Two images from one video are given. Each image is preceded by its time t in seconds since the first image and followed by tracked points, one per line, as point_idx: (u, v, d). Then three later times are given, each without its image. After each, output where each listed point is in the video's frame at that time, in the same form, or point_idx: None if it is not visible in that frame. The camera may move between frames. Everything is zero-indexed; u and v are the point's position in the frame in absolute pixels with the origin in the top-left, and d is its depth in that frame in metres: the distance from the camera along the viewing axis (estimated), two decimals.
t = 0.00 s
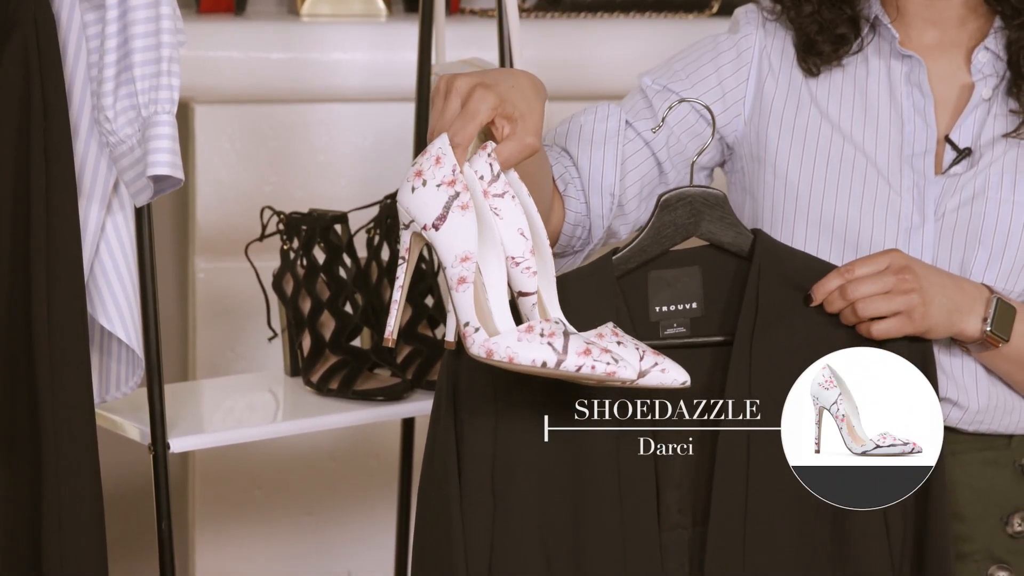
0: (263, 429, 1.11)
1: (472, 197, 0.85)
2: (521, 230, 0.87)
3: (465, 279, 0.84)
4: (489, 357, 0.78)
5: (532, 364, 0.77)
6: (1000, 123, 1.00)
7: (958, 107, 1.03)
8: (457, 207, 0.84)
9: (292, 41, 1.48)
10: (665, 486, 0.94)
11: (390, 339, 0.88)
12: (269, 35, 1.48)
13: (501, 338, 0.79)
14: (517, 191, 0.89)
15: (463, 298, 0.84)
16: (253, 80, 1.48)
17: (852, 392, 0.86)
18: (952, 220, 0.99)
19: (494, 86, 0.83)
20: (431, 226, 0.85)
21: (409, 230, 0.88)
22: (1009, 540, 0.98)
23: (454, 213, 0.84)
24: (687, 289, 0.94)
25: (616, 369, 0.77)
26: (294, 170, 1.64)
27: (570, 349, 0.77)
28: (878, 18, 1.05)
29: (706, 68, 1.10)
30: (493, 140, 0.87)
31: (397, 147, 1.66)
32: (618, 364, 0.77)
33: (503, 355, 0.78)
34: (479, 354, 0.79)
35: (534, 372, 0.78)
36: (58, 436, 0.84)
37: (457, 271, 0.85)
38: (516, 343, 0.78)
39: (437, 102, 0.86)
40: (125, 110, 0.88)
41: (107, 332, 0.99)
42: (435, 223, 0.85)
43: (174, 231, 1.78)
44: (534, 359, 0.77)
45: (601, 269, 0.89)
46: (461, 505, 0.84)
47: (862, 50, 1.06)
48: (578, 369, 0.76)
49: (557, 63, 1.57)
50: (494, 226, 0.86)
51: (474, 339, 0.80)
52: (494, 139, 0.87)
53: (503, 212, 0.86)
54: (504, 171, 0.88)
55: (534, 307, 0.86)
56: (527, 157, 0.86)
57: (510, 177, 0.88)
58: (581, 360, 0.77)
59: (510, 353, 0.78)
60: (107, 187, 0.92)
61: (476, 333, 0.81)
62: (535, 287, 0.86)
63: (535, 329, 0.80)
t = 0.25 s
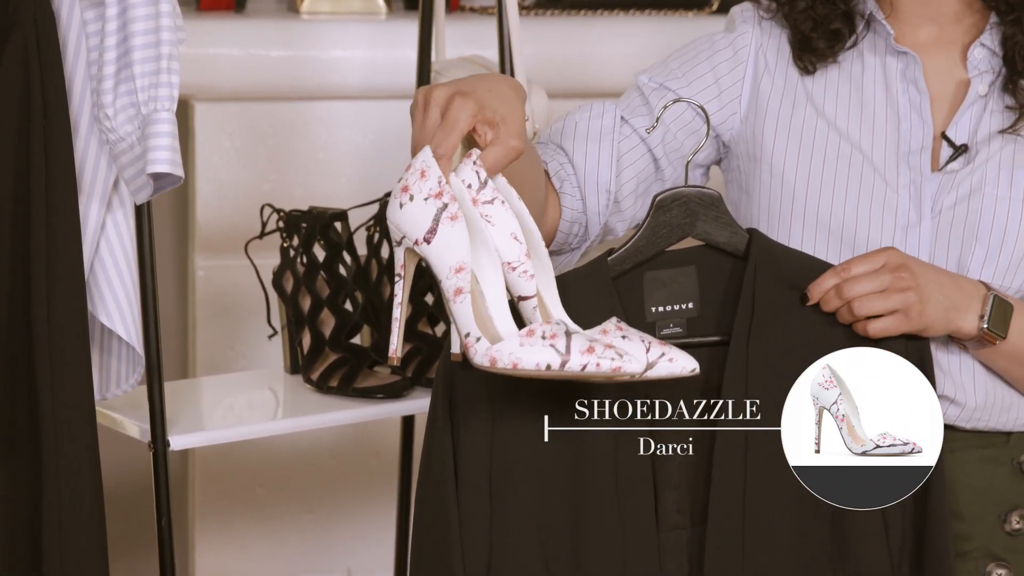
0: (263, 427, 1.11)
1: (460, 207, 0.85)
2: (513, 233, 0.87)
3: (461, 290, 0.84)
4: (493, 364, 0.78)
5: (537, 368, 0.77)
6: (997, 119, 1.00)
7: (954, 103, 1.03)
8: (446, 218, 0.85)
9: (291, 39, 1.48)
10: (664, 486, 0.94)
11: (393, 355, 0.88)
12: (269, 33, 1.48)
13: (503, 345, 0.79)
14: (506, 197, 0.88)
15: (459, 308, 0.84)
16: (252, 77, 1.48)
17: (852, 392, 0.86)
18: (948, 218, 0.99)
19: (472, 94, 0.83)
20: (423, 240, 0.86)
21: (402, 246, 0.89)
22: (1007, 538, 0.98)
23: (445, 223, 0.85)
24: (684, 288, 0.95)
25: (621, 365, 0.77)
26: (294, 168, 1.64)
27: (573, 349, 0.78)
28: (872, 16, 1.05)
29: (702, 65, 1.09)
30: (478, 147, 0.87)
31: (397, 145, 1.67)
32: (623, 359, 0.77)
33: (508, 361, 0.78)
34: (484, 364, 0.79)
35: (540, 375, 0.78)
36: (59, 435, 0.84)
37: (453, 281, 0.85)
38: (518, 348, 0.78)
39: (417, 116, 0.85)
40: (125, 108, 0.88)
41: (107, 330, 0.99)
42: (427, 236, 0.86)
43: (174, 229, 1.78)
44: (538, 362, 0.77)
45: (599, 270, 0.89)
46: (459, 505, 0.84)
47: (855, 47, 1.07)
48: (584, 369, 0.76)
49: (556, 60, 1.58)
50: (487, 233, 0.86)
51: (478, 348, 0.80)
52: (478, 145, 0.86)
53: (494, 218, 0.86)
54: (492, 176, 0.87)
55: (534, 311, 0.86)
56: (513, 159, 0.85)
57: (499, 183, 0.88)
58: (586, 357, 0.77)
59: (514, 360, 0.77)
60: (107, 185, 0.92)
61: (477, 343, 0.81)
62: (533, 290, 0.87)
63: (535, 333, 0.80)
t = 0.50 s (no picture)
0: (263, 425, 1.11)
1: (461, 187, 0.86)
2: (515, 219, 0.87)
3: (461, 267, 0.85)
4: (493, 340, 0.78)
5: (537, 342, 0.77)
6: (994, 117, 1.00)
7: (950, 102, 1.03)
8: (446, 197, 0.85)
9: (291, 37, 1.48)
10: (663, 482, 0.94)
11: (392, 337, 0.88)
12: (268, 31, 1.48)
13: (503, 321, 0.79)
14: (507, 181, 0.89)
15: (460, 286, 0.84)
16: (252, 75, 1.48)
17: (851, 392, 0.86)
18: (944, 216, 0.99)
19: (472, 79, 0.84)
20: (423, 219, 0.86)
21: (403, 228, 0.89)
22: (1004, 536, 0.98)
23: (446, 200, 0.85)
24: (684, 281, 0.95)
25: (622, 339, 0.77)
26: (294, 166, 1.64)
27: (574, 324, 0.78)
28: (867, 14, 1.05)
29: (697, 67, 1.10)
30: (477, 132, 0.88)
31: (397, 143, 1.66)
32: (624, 334, 0.77)
33: (508, 336, 0.77)
34: (483, 340, 0.79)
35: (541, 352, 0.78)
36: (58, 433, 0.84)
37: (452, 260, 0.85)
38: (518, 323, 0.78)
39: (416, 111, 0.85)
40: (124, 106, 0.88)
41: (107, 329, 0.99)
42: (427, 215, 0.86)
43: (174, 227, 1.78)
44: (539, 338, 0.77)
45: (601, 261, 0.89)
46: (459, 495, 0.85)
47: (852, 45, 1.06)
48: (584, 344, 0.76)
49: (556, 58, 1.57)
50: (487, 216, 0.86)
51: (477, 325, 0.80)
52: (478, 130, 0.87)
53: (494, 201, 0.87)
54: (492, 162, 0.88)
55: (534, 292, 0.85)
56: (513, 145, 0.87)
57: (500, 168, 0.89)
58: (586, 333, 0.77)
59: (515, 336, 0.77)
60: (107, 182, 0.92)
61: (477, 318, 0.80)
62: (534, 272, 0.86)
63: (536, 307, 0.80)
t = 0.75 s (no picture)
0: (263, 423, 1.11)
1: (453, 193, 0.86)
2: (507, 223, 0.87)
3: (454, 273, 0.85)
4: (486, 345, 0.78)
5: (529, 346, 0.77)
6: (992, 117, 1.00)
7: (949, 101, 1.03)
8: (438, 203, 0.85)
9: (290, 35, 1.49)
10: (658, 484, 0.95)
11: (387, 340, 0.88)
12: (268, 30, 1.48)
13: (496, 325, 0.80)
14: (500, 184, 0.89)
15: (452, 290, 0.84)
16: (252, 74, 1.49)
17: (852, 392, 0.87)
18: (942, 215, 1.00)
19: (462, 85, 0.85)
20: (415, 225, 0.86)
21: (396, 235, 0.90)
22: (995, 536, 0.98)
23: (437, 208, 0.85)
24: (677, 286, 0.95)
25: (614, 342, 0.77)
26: (293, 164, 1.64)
27: (565, 327, 0.78)
28: (869, 16, 1.05)
29: (698, 66, 1.11)
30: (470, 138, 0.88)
31: (396, 142, 1.66)
32: (616, 337, 0.77)
33: (500, 341, 0.78)
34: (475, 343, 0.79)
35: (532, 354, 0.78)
36: (58, 431, 0.85)
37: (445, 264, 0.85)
38: (511, 327, 0.79)
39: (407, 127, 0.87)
40: (124, 104, 0.88)
41: (107, 326, 1.00)
42: (419, 222, 0.86)
43: (174, 225, 1.79)
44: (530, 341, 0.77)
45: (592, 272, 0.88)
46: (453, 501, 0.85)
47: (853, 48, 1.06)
48: (576, 347, 0.76)
49: (555, 57, 1.58)
50: (480, 221, 0.87)
51: (468, 328, 0.80)
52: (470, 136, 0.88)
53: (487, 206, 0.87)
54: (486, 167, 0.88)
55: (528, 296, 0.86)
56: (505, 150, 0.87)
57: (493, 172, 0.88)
58: (577, 335, 0.77)
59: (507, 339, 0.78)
60: (107, 181, 0.92)
61: (468, 322, 0.81)
62: (528, 276, 0.87)
63: (528, 312, 0.80)
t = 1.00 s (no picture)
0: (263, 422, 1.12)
1: (447, 195, 0.85)
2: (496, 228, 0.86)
3: (445, 275, 0.84)
4: (474, 348, 0.78)
5: (517, 351, 0.76)
6: (994, 123, 1.00)
7: (951, 105, 1.03)
8: (432, 206, 0.85)
9: (291, 35, 1.49)
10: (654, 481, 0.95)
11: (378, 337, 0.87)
12: (269, 29, 1.48)
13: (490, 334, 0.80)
14: (495, 188, 0.88)
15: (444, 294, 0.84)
16: (252, 73, 1.49)
17: (851, 392, 0.87)
18: (942, 218, 1.00)
19: (461, 87, 0.83)
20: (408, 227, 0.85)
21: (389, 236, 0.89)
22: (992, 537, 0.98)
23: (431, 211, 0.85)
24: (675, 280, 0.95)
25: (603, 349, 0.76)
26: (293, 163, 1.64)
27: (554, 333, 0.77)
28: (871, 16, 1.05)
29: (701, 66, 1.11)
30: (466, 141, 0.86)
31: (396, 141, 1.66)
32: (604, 344, 0.76)
33: (489, 344, 0.77)
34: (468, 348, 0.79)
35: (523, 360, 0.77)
36: (58, 429, 0.85)
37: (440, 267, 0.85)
38: (499, 331, 0.78)
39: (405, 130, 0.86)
40: (124, 103, 0.89)
41: (107, 325, 1.00)
42: (412, 224, 0.85)
43: (174, 224, 1.79)
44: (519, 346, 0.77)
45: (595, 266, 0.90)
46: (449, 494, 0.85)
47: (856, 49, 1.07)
48: (563, 353, 0.76)
49: (556, 55, 1.58)
50: (475, 225, 0.86)
51: (459, 331, 0.81)
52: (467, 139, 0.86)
53: (483, 209, 0.86)
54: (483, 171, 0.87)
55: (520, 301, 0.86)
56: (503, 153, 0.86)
57: (489, 176, 0.88)
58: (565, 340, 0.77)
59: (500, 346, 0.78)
60: (107, 180, 0.93)
61: (458, 325, 0.82)
62: (520, 281, 0.86)
63: (517, 316, 0.79)
